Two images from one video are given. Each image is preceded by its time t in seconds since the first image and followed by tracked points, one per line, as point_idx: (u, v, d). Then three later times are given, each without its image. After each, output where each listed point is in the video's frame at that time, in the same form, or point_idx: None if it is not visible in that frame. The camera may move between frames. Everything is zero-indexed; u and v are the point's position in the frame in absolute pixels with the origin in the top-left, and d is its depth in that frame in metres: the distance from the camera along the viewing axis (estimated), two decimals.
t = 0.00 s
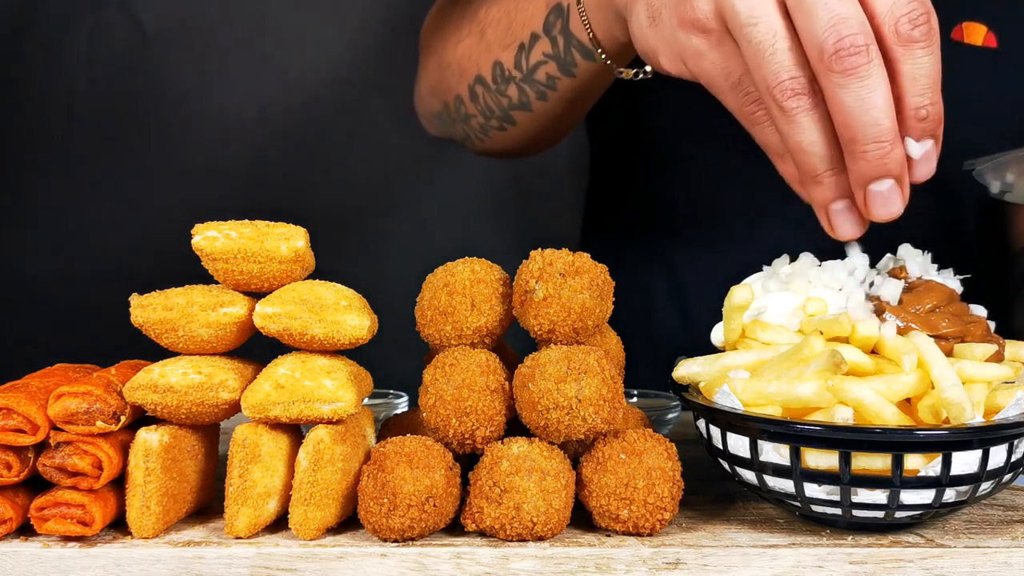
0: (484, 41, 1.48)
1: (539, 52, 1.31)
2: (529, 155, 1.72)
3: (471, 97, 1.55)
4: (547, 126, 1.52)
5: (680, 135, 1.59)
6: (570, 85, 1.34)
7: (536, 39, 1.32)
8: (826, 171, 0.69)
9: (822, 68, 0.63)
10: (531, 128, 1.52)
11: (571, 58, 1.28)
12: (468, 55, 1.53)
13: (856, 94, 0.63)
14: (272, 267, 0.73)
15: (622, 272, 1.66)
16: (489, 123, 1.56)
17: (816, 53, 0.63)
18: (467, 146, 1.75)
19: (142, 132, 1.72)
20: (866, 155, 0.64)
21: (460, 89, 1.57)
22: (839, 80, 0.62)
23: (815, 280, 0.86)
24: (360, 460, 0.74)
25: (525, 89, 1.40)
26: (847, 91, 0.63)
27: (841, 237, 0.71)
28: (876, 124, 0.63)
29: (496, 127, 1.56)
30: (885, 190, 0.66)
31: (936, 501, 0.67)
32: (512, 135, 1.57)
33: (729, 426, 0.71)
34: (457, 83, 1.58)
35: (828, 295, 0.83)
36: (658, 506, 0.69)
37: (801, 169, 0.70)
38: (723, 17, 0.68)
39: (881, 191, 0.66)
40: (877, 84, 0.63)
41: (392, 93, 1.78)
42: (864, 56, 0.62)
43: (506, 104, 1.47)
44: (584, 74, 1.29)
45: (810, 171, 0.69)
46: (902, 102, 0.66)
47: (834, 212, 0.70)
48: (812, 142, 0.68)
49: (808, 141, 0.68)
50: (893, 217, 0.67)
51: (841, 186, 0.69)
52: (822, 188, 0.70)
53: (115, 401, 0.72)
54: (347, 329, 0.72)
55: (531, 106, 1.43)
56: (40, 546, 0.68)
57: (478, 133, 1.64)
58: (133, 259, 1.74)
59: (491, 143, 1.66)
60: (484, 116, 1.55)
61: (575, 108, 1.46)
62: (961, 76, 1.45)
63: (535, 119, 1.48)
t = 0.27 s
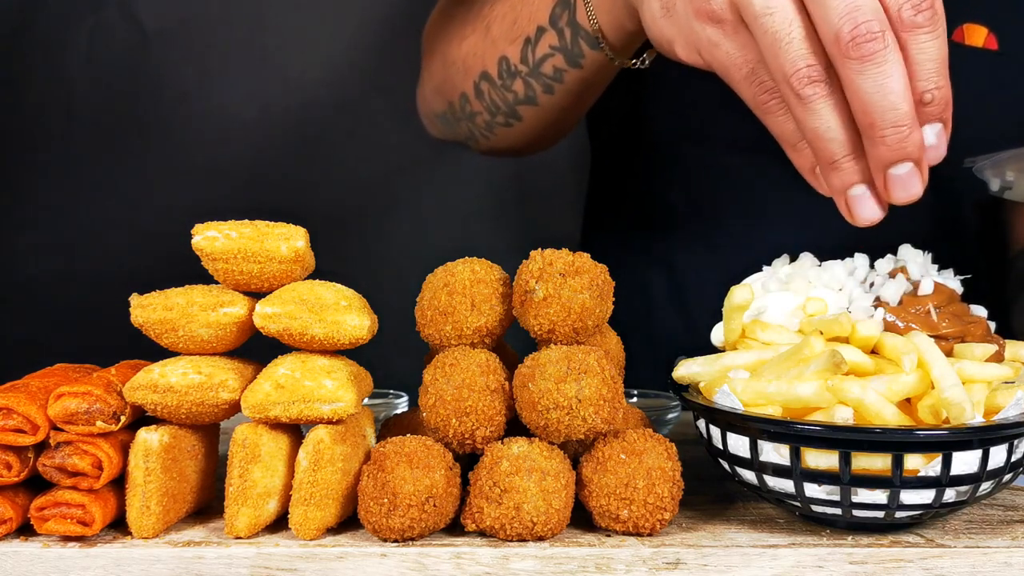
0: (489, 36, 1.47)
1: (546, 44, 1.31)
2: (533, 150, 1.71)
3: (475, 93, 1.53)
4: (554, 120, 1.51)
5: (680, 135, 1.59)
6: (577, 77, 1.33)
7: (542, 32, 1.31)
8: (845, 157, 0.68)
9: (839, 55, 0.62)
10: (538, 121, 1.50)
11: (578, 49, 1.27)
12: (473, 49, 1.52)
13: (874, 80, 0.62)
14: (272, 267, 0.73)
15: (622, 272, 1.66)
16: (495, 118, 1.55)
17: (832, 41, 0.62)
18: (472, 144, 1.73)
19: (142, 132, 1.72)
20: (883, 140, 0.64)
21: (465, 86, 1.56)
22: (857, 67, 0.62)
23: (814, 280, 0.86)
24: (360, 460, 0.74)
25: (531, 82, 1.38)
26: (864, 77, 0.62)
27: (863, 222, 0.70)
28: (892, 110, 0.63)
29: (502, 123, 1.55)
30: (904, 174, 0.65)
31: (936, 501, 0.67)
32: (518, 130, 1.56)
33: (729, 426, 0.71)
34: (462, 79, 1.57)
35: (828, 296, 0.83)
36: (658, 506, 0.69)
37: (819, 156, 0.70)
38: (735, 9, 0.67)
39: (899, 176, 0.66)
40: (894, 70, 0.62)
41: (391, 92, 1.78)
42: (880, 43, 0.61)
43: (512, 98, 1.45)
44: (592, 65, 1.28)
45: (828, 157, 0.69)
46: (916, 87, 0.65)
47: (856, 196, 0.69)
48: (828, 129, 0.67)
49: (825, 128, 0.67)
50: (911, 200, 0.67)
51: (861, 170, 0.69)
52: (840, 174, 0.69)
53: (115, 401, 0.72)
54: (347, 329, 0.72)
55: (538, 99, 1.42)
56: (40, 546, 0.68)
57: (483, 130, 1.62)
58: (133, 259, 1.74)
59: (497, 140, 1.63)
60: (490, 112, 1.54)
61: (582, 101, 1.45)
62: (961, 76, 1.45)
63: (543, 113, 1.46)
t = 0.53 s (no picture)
0: (501, 27, 1.40)
1: (561, 39, 1.25)
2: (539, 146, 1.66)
3: (483, 87, 1.46)
4: (563, 118, 1.45)
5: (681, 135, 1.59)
6: (592, 74, 1.27)
7: (558, 26, 1.25)
8: (882, 149, 0.69)
9: (886, 52, 0.64)
10: (548, 119, 1.44)
11: (594, 44, 1.22)
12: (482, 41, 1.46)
13: (919, 78, 0.64)
14: (272, 267, 0.73)
15: (622, 272, 1.65)
16: (503, 113, 1.48)
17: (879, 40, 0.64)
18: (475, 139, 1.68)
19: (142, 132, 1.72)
20: (927, 135, 0.66)
21: (473, 78, 1.49)
22: (903, 65, 0.64)
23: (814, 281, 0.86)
24: (360, 460, 0.74)
25: (543, 77, 1.32)
26: (910, 74, 0.64)
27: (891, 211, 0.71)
28: (936, 107, 0.65)
29: (510, 118, 1.48)
30: (944, 169, 0.68)
31: (936, 501, 0.67)
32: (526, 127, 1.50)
33: (728, 426, 0.71)
34: (470, 73, 1.50)
35: (828, 296, 0.83)
36: (658, 506, 0.69)
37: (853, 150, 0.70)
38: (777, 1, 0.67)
39: (940, 171, 0.68)
40: (937, 68, 0.64)
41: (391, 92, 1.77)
42: (925, 41, 0.63)
43: (522, 92, 1.39)
44: (608, 62, 1.23)
45: (863, 150, 0.69)
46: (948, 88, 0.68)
47: (886, 187, 0.71)
48: (866, 122, 0.68)
49: (866, 120, 0.68)
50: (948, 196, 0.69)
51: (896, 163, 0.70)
52: (874, 166, 0.70)
53: (115, 401, 0.72)
54: (347, 329, 0.72)
55: (549, 95, 1.35)
56: (40, 546, 0.68)
57: (489, 125, 1.55)
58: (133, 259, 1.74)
59: (503, 136, 1.57)
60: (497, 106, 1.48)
61: (594, 97, 1.39)
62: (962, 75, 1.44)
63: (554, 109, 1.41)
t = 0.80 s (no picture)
0: (503, 27, 1.40)
1: (563, 41, 1.25)
2: (537, 145, 1.65)
3: (483, 85, 1.46)
4: (562, 119, 1.45)
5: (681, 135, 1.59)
6: (592, 77, 1.27)
7: (559, 28, 1.25)
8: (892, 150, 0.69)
9: (887, 57, 0.64)
10: (546, 120, 1.44)
11: (595, 48, 1.22)
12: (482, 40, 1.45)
13: (921, 81, 0.64)
14: (272, 267, 0.73)
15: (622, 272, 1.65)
16: (502, 112, 1.47)
17: (881, 44, 0.64)
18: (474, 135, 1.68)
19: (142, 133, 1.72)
20: (929, 139, 0.66)
21: (473, 75, 1.47)
22: (905, 68, 0.63)
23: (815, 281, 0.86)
24: (360, 460, 0.74)
25: (543, 78, 1.32)
26: (912, 78, 0.63)
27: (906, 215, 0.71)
28: (939, 110, 0.64)
29: (509, 117, 1.47)
30: (946, 173, 0.67)
31: (936, 501, 0.67)
32: (525, 126, 1.49)
33: (729, 426, 0.71)
34: (470, 69, 1.49)
35: (828, 296, 0.83)
36: (658, 506, 0.69)
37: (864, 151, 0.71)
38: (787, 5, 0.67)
39: (941, 175, 0.67)
40: (939, 71, 0.64)
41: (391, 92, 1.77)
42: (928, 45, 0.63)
43: (522, 92, 1.38)
44: (608, 66, 1.23)
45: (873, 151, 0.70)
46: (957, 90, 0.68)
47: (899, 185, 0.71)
48: (876, 123, 0.68)
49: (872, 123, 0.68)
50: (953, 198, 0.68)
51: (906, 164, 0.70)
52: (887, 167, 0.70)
53: (115, 401, 0.72)
54: (347, 329, 0.72)
55: (549, 95, 1.35)
56: (40, 546, 0.68)
57: (488, 123, 1.54)
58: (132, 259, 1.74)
59: (500, 134, 1.56)
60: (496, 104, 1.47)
61: (594, 100, 1.39)
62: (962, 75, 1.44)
63: (552, 110, 1.40)
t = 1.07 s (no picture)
0: (504, 22, 1.40)
1: (563, 36, 1.25)
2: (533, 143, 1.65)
3: (484, 81, 1.45)
4: (561, 116, 1.45)
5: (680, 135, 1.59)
6: (592, 73, 1.27)
7: (560, 23, 1.25)
8: (886, 165, 0.69)
9: (890, 72, 0.64)
10: (545, 117, 1.44)
11: (595, 43, 1.22)
12: (484, 35, 1.45)
13: (921, 99, 0.64)
14: (272, 267, 0.73)
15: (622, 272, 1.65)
16: (502, 108, 1.46)
17: (884, 59, 0.64)
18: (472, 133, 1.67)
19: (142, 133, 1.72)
20: (926, 156, 0.66)
21: (474, 71, 1.46)
22: (906, 84, 0.64)
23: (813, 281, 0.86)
24: (360, 459, 0.74)
25: (543, 73, 1.32)
26: (912, 95, 0.64)
27: (896, 232, 0.71)
28: (936, 128, 0.65)
29: (509, 113, 1.47)
30: (941, 191, 0.68)
31: (936, 501, 0.67)
32: (524, 123, 1.49)
33: (728, 426, 0.71)
34: (471, 66, 1.48)
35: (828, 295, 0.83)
36: (658, 506, 0.69)
37: (858, 167, 0.70)
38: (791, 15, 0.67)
39: (937, 192, 0.68)
40: (939, 89, 0.64)
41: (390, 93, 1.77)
42: (929, 63, 0.63)
43: (522, 87, 1.38)
44: (608, 61, 1.23)
45: (869, 167, 0.70)
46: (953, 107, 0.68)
47: (891, 206, 0.70)
48: (871, 137, 0.68)
49: (869, 139, 0.68)
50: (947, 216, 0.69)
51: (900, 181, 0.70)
52: (880, 182, 0.70)
53: (115, 401, 0.71)
54: (347, 329, 0.72)
55: (549, 91, 1.35)
56: (40, 546, 0.68)
57: (489, 120, 1.53)
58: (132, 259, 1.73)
59: (500, 131, 1.55)
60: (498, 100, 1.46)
61: (594, 97, 1.39)
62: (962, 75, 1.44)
63: (551, 107, 1.40)
